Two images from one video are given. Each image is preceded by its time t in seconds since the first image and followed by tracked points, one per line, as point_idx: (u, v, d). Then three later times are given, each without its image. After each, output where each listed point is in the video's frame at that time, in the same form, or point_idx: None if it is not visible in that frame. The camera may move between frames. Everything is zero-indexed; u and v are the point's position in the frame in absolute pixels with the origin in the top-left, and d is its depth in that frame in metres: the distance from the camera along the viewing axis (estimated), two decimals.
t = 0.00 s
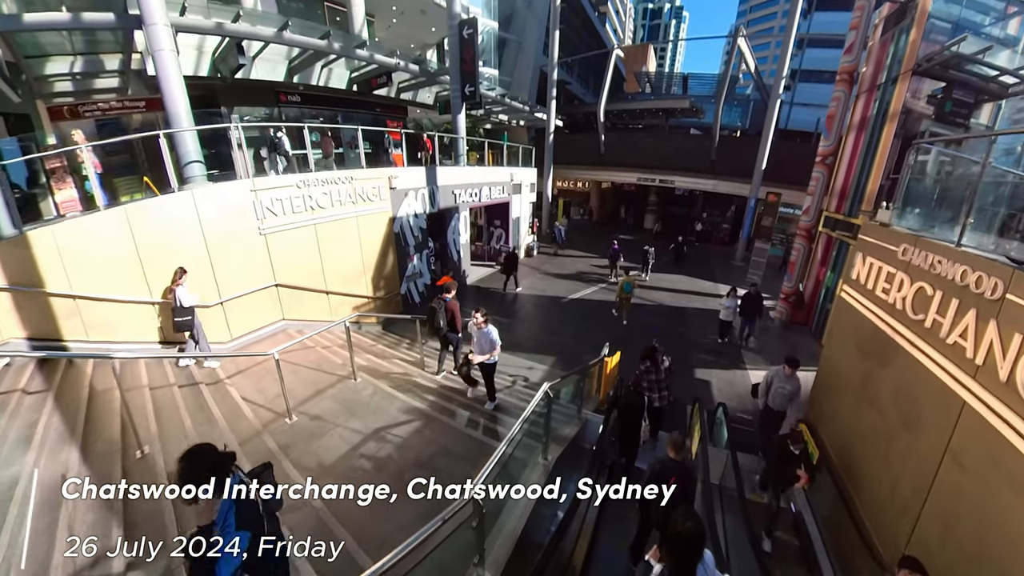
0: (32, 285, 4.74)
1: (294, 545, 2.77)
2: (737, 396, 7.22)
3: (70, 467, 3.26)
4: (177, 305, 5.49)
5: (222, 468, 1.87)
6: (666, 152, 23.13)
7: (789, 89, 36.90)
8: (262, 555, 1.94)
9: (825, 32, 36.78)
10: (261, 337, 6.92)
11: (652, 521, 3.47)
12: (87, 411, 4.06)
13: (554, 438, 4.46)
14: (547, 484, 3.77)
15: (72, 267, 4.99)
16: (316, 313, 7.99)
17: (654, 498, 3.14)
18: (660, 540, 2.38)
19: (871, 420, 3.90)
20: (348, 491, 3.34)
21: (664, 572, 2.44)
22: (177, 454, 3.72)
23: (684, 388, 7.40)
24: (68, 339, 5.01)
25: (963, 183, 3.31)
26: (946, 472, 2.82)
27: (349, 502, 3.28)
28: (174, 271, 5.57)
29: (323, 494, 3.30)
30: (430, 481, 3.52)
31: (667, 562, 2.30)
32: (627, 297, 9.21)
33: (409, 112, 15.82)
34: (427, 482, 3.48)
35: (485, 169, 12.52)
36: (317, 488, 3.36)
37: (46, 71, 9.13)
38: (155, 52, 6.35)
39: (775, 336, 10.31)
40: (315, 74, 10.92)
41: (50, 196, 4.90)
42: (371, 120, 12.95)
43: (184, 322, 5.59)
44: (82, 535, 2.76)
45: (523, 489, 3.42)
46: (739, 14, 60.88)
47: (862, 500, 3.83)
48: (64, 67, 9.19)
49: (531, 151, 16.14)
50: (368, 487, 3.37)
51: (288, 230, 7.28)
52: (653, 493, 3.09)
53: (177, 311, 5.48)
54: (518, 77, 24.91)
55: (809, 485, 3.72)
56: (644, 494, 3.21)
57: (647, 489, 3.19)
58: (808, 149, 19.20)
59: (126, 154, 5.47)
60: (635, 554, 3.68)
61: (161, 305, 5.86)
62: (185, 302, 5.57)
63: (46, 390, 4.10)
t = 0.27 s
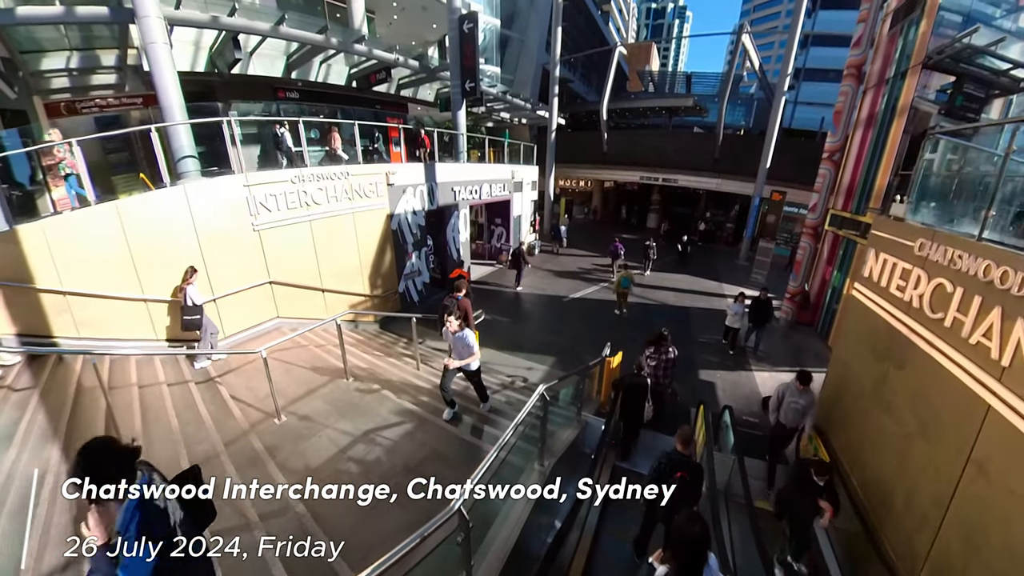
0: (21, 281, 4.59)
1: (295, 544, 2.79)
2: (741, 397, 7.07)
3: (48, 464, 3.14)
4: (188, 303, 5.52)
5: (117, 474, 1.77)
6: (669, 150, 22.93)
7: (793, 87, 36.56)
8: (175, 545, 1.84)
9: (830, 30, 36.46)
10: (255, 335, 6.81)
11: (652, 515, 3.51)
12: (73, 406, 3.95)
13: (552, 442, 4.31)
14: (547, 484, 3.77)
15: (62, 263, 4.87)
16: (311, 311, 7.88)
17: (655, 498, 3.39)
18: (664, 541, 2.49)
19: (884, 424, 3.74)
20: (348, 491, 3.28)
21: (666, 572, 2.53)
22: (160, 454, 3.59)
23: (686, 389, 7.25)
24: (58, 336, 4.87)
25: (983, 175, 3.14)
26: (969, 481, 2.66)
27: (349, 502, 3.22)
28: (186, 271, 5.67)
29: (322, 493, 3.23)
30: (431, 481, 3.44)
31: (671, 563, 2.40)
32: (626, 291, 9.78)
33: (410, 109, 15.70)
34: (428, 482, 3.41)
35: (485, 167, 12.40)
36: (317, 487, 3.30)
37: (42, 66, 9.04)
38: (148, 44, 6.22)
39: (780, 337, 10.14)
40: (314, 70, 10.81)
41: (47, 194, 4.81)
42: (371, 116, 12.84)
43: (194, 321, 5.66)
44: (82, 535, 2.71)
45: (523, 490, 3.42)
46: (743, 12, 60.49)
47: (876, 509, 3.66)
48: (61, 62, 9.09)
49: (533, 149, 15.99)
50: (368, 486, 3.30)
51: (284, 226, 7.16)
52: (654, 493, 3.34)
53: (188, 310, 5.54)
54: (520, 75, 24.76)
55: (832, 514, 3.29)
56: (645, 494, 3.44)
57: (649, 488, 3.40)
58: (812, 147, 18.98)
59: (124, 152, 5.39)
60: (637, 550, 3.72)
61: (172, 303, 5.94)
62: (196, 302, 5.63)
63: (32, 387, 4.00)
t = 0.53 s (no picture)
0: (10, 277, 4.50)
1: (295, 544, 2.75)
2: (746, 398, 6.92)
3: (27, 465, 3.03)
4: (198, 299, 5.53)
5: (2, 511, 1.72)
6: (672, 149, 22.74)
7: (797, 86, 36.29)
8: (90, 555, 1.86)
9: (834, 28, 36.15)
10: (249, 333, 6.69)
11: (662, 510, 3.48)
12: (61, 404, 3.86)
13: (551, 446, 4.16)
14: (547, 484, 3.73)
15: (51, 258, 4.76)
16: (307, 309, 7.76)
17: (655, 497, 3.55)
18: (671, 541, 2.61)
19: (899, 428, 3.59)
20: (348, 491, 3.21)
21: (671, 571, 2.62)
22: (145, 454, 3.48)
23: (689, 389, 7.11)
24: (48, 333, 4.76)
25: (1005, 164, 2.98)
26: (995, 489, 2.50)
27: (348, 503, 3.13)
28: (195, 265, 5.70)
29: (321, 494, 3.16)
30: (431, 480, 3.36)
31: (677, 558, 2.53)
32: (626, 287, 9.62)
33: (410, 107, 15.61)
34: (427, 482, 3.33)
35: (486, 164, 12.28)
36: (316, 487, 3.23)
37: (38, 62, 8.95)
38: (141, 38, 6.12)
39: (785, 337, 9.97)
40: (312, 67, 10.70)
41: (46, 189, 4.77)
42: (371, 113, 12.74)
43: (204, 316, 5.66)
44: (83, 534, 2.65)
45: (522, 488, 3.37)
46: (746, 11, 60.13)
47: (893, 518, 3.48)
48: (56, 57, 9.00)
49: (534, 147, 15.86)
50: (368, 487, 3.21)
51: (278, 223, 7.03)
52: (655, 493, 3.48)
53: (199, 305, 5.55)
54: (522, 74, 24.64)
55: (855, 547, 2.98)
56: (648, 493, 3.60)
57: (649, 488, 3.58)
58: (818, 146, 18.74)
59: (125, 150, 5.40)
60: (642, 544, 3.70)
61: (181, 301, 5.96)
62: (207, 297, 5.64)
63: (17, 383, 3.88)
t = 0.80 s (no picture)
0: None
1: (295, 544, 2.73)
2: (751, 399, 6.76)
3: (4, 465, 2.92)
4: (207, 289, 5.60)
5: None
6: (675, 147, 22.51)
7: (802, 84, 35.93)
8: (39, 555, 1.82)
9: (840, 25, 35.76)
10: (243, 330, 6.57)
11: (670, 504, 3.64)
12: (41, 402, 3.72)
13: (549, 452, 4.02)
14: (546, 484, 3.69)
15: (40, 254, 4.68)
16: (303, 306, 7.66)
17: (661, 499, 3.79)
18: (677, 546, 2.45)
19: (918, 434, 3.42)
20: (347, 491, 3.15)
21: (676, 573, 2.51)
22: (128, 454, 3.36)
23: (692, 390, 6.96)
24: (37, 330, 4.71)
25: None
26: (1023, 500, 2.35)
27: (347, 503, 3.08)
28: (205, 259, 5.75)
29: (320, 493, 3.12)
30: (430, 481, 3.31)
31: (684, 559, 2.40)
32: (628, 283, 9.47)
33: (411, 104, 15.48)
34: (426, 482, 3.27)
35: (487, 161, 12.13)
36: (317, 487, 3.18)
37: (33, 56, 8.85)
38: (133, 31, 5.99)
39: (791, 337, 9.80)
40: (311, 63, 10.57)
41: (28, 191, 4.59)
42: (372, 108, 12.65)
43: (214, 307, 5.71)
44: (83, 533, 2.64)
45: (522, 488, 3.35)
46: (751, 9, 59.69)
47: (912, 528, 3.31)
48: (52, 52, 8.89)
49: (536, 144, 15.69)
50: (368, 486, 3.17)
51: (272, 219, 6.92)
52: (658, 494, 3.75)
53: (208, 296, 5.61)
54: (525, 72, 24.47)
55: None
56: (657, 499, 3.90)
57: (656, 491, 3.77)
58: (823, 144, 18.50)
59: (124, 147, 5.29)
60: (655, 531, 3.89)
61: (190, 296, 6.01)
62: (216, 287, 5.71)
63: None
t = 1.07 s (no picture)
0: None
1: (295, 544, 2.67)
2: (755, 400, 6.65)
3: None
4: (218, 283, 5.69)
5: None
6: (677, 146, 22.36)
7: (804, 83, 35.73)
8: None
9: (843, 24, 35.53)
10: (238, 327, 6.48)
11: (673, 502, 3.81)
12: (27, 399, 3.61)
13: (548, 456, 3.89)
14: (547, 483, 3.62)
15: (32, 249, 4.58)
16: (298, 304, 7.57)
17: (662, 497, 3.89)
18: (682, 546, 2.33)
19: (936, 438, 3.29)
20: (347, 491, 3.09)
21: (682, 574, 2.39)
22: (115, 455, 3.26)
23: (695, 390, 6.84)
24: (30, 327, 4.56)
25: None
26: None
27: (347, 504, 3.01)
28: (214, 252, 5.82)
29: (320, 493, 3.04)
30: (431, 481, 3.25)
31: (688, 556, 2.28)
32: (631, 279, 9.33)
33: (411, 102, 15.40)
34: (426, 482, 3.21)
35: (488, 159, 12.03)
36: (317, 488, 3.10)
37: (30, 53, 8.78)
38: (128, 24, 5.90)
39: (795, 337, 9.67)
40: (310, 60, 10.49)
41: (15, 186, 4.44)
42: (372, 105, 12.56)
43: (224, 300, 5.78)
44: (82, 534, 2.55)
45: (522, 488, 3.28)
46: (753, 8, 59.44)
47: (932, 537, 3.16)
48: (49, 48, 8.82)
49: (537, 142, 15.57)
50: (367, 487, 3.10)
51: (268, 215, 6.82)
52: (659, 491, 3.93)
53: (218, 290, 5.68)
54: (526, 71, 24.35)
55: None
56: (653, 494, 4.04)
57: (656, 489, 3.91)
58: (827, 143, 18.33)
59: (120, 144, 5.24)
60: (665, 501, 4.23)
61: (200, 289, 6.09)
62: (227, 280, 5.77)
63: None
